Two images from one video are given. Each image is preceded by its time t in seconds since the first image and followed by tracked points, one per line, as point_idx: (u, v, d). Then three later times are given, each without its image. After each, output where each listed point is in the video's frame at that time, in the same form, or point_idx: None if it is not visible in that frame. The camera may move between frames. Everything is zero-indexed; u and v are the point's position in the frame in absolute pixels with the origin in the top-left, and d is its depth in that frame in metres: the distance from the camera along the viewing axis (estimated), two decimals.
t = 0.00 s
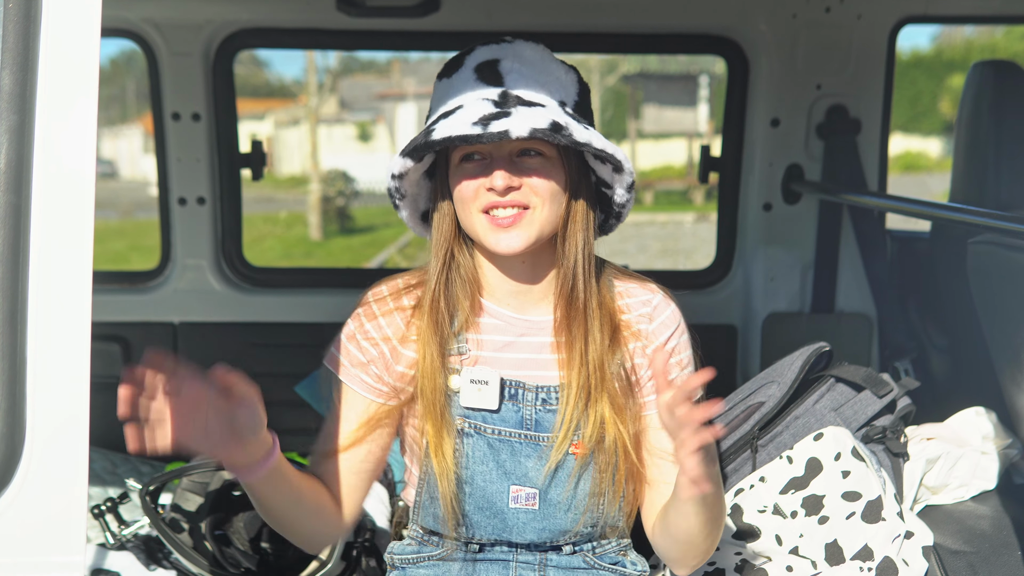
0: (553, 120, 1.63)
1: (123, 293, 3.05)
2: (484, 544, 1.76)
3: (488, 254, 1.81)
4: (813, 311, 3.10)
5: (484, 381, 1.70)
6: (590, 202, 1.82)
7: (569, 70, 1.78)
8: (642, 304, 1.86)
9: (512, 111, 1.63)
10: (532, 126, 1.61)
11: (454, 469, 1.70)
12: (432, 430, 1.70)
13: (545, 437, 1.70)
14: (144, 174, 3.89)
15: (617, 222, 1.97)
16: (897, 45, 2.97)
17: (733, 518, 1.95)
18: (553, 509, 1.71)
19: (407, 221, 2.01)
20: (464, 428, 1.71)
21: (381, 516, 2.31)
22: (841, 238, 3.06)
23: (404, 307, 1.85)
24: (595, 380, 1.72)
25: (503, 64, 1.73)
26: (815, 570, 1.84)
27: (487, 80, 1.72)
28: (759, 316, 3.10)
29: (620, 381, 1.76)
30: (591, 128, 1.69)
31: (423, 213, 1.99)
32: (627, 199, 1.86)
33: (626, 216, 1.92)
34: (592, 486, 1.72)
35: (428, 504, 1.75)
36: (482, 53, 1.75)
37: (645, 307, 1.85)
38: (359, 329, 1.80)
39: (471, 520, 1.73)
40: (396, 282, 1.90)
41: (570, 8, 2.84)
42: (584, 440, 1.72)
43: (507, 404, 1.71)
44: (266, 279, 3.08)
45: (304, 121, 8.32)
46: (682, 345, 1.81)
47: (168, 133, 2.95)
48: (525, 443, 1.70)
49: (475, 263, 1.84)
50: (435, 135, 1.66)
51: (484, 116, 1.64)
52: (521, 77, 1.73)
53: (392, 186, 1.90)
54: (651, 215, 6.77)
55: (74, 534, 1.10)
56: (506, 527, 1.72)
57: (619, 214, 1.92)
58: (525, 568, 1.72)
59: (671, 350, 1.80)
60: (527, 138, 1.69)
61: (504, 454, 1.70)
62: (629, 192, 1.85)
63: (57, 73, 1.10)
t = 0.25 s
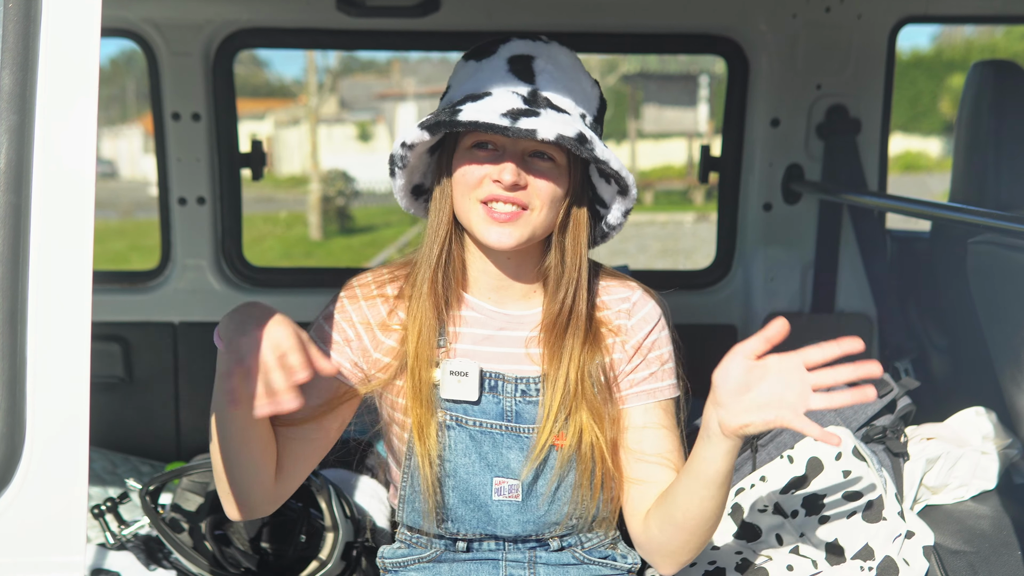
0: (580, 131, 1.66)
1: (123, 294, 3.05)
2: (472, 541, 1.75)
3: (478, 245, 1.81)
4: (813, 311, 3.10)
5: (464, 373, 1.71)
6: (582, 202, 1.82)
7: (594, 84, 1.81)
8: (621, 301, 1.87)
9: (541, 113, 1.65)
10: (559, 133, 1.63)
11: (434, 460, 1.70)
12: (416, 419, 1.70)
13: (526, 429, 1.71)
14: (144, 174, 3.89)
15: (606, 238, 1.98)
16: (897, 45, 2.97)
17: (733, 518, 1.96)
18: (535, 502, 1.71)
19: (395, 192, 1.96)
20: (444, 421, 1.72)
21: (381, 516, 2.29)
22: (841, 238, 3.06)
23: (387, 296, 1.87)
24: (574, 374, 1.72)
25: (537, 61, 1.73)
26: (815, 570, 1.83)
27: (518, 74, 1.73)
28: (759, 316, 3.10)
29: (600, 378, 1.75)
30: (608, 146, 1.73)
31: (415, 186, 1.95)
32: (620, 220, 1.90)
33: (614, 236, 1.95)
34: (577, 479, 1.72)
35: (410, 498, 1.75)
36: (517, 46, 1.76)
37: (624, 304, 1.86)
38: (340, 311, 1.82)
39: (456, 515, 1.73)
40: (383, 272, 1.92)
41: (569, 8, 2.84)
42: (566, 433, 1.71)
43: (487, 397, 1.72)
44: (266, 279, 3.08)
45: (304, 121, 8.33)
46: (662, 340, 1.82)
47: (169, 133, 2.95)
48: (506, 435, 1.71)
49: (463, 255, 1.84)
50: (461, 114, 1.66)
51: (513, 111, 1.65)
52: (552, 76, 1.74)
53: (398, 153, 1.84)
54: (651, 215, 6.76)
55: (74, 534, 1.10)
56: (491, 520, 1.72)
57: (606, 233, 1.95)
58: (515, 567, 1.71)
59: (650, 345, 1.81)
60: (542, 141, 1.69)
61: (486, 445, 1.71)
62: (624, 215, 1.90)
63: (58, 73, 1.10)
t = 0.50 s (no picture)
0: (572, 130, 1.66)
1: (123, 294, 3.05)
2: (471, 544, 1.75)
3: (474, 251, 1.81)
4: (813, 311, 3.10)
5: (462, 377, 1.72)
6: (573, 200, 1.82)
7: (580, 85, 1.82)
8: (618, 304, 1.87)
9: (532, 113, 1.65)
10: (552, 132, 1.63)
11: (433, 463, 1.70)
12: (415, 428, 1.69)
13: (524, 432, 1.72)
14: (144, 174, 3.89)
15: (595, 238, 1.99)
16: (897, 44, 2.97)
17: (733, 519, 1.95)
18: (534, 505, 1.72)
19: (386, 200, 1.95)
20: (444, 424, 1.73)
21: (381, 516, 2.22)
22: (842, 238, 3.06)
23: (385, 301, 1.87)
24: (572, 377, 1.73)
25: (523, 65, 1.74)
26: (815, 570, 1.83)
27: (505, 76, 1.73)
28: (759, 316, 3.10)
29: (598, 381, 1.76)
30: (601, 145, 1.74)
31: (407, 196, 1.94)
32: (614, 216, 1.89)
33: (605, 233, 1.95)
34: (573, 483, 1.72)
35: (409, 501, 1.74)
36: (503, 49, 1.76)
37: (621, 307, 1.87)
38: (337, 315, 1.81)
39: (455, 519, 1.73)
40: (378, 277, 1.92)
41: (569, 8, 2.85)
42: (564, 436, 1.71)
43: (485, 400, 1.73)
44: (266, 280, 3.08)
45: (304, 121, 8.33)
46: (660, 342, 1.82)
47: (169, 133, 2.95)
48: (505, 439, 1.72)
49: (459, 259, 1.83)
50: (453, 120, 1.65)
51: (505, 112, 1.64)
52: (540, 78, 1.74)
53: (389, 161, 1.83)
54: (651, 215, 6.76)
55: (74, 534, 1.10)
56: (490, 524, 1.72)
57: (599, 230, 1.96)
58: (513, 568, 1.72)
59: (649, 346, 1.81)
60: (534, 142, 1.69)
61: (485, 449, 1.71)
62: (618, 211, 1.89)
63: (58, 73, 1.10)
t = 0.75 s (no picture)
0: (539, 105, 1.64)
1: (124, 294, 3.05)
2: (484, 540, 1.75)
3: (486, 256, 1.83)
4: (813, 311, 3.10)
5: (486, 374, 1.72)
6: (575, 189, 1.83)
7: (543, 61, 1.79)
8: (641, 294, 1.85)
9: (496, 101, 1.64)
10: (519, 112, 1.62)
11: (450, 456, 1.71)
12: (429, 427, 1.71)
13: (547, 429, 1.71)
14: (144, 174, 3.89)
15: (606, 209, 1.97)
16: (897, 45, 2.97)
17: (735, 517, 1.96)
18: (553, 502, 1.71)
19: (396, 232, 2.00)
20: (466, 420, 1.72)
21: (381, 517, 2.28)
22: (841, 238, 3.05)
23: (405, 298, 1.87)
24: (594, 368, 1.73)
25: (479, 59, 1.73)
26: (815, 570, 1.83)
27: (465, 76, 1.72)
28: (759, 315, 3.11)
29: (623, 373, 1.75)
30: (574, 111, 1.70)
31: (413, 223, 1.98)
32: (613, 178, 1.86)
33: (611, 195, 1.91)
34: (590, 479, 1.71)
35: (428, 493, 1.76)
36: (458, 51, 1.76)
37: (644, 297, 1.84)
38: (349, 320, 1.82)
39: (472, 514, 1.74)
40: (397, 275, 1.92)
41: (569, 9, 2.85)
42: (585, 430, 1.71)
43: (509, 397, 1.72)
44: (266, 280, 3.08)
45: (304, 121, 8.33)
46: (687, 330, 1.81)
47: (169, 133, 2.95)
48: (528, 435, 1.71)
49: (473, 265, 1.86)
50: (422, 132, 1.66)
51: (471, 109, 1.64)
52: (499, 68, 1.72)
53: (382, 196, 1.90)
54: (652, 215, 6.76)
55: (74, 535, 1.10)
56: (508, 520, 1.73)
57: (606, 195, 1.91)
58: (523, 567, 1.70)
59: (676, 334, 1.80)
60: (511, 129, 1.70)
61: (507, 445, 1.71)
62: (616, 172, 1.85)
63: (58, 73, 1.10)
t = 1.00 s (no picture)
0: (523, 121, 1.61)
1: (123, 293, 3.05)
2: (503, 543, 1.77)
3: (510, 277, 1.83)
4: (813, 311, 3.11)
5: (510, 393, 1.71)
6: (584, 191, 1.82)
7: (520, 68, 1.75)
8: (667, 301, 1.84)
9: (481, 127, 1.61)
10: (505, 134, 1.59)
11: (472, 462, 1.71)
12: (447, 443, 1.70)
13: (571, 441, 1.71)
14: (144, 174, 3.89)
15: (621, 198, 1.95)
16: (898, 45, 2.97)
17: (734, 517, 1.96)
18: (575, 513, 1.71)
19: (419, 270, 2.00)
20: (491, 434, 1.72)
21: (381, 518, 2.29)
22: (841, 237, 3.06)
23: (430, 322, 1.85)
24: (616, 374, 1.71)
25: (456, 85, 1.69)
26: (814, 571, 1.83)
27: (446, 106, 1.68)
28: (759, 315, 3.11)
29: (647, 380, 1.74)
30: (560, 117, 1.67)
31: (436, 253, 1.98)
32: (618, 167, 1.82)
33: (622, 182, 1.87)
34: (614, 489, 1.71)
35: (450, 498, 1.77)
36: (433, 83, 1.72)
37: (671, 305, 1.83)
38: (373, 356, 1.80)
39: (495, 522, 1.75)
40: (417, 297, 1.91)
41: (569, 9, 2.85)
42: (609, 442, 1.70)
43: (534, 411, 1.72)
44: (266, 279, 3.08)
45: (304, 121, 8.32)
46: (711, 338, 1.81)
47: (168, 133, 2.95)
48: (551, 448, 1.71)
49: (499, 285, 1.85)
50: (416, 176, 1.64)
51: (458, 141, 1.61)
52: (477, 90, 1.69)
53: (395, 241, 1.89)
54: (652, 215, 6.77)
55: (74, 534, 1.10)
56: (530, 530, 1.73)
57: (616, 182, 1.87)
58: (538, 569, 1.72)
59: (701, 343, 1.79)
60: (508, 148, 1.68)
61: (531, 459, 1.71)
62: (620, 161, 1.82)
63: (57, 73, 1.10)
